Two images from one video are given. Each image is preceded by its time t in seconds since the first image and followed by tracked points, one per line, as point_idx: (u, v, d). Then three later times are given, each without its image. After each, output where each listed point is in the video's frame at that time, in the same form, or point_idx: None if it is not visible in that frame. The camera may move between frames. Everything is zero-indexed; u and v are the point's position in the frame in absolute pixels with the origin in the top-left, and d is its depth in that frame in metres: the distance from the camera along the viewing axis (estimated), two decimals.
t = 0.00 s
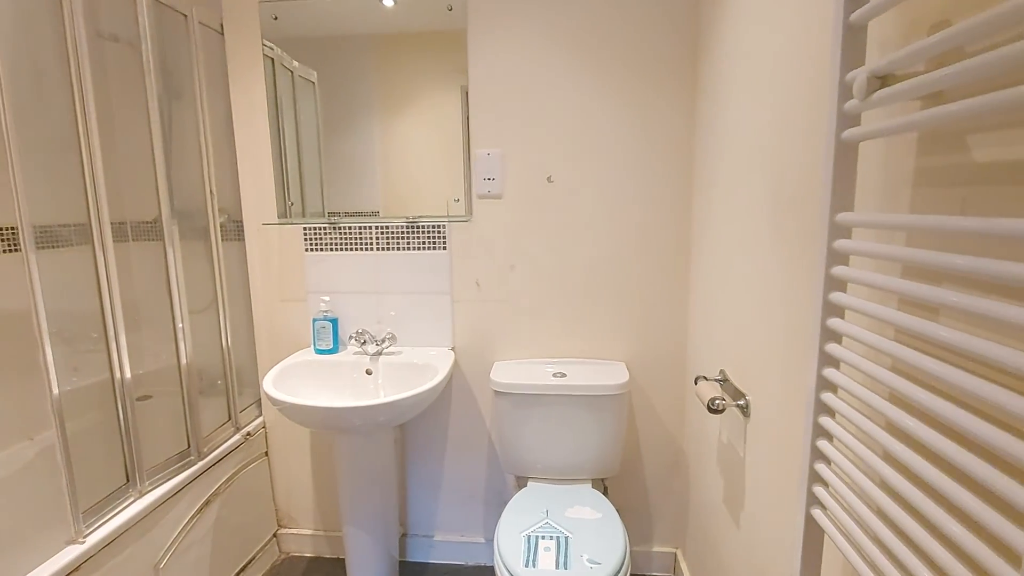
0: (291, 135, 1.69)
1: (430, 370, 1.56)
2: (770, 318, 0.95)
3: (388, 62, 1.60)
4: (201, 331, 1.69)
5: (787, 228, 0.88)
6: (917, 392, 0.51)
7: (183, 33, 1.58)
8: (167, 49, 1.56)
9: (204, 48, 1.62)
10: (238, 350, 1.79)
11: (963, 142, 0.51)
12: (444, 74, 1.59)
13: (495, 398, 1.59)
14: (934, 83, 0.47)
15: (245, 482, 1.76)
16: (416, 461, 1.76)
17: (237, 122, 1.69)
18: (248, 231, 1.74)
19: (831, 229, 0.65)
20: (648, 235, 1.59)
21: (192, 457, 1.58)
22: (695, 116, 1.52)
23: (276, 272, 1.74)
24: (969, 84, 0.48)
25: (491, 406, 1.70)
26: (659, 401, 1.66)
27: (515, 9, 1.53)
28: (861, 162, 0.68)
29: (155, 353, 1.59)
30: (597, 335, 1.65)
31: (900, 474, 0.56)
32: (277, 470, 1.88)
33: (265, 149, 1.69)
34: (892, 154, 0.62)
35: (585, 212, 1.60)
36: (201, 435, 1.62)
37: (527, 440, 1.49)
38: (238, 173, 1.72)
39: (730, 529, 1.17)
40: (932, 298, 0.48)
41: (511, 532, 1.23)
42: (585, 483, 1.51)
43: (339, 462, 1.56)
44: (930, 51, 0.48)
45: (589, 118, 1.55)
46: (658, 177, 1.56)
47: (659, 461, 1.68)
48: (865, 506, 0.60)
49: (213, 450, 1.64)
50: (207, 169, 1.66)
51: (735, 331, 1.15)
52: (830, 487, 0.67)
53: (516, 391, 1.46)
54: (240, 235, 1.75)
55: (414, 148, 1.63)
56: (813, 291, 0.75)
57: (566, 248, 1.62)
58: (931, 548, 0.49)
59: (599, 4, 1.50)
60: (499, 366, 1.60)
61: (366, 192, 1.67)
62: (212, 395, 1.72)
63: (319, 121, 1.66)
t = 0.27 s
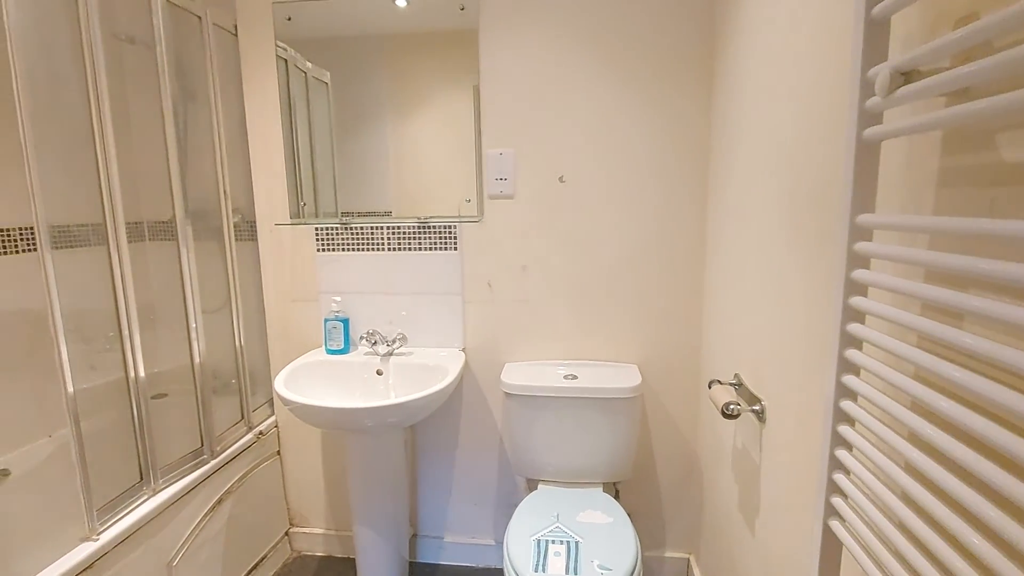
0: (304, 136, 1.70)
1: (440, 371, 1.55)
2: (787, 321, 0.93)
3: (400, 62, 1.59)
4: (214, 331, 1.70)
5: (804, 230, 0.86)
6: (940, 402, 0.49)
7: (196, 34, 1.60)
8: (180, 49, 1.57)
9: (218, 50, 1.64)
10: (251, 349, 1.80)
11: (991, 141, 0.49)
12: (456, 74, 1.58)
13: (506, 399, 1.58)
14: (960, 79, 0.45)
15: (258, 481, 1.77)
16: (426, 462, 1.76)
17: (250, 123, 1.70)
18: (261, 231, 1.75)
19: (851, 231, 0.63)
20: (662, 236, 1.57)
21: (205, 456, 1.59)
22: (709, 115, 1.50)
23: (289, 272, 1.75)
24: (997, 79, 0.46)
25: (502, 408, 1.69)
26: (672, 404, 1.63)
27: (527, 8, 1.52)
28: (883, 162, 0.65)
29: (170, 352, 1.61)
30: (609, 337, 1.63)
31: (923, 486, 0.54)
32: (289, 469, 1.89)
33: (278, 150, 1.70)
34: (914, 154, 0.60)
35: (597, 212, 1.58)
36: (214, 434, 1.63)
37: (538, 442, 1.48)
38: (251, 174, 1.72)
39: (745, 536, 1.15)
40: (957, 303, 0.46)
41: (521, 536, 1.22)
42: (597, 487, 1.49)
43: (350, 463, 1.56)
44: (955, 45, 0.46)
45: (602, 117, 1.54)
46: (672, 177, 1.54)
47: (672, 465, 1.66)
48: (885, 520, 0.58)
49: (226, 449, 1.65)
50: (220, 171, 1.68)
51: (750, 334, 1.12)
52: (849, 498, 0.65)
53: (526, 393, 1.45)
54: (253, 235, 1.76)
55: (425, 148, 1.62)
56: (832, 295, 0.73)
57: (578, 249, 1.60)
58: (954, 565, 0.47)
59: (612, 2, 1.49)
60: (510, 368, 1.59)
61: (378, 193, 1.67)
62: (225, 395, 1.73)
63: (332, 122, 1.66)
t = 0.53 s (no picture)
0: (316, 135, 1.69)
1: (450, 372, 1.54)
2: (805, 325, 0.90)
3: (411, 61, 1.58)
4: (225, 330, 1.71)
5: (824, 230, 0.83)
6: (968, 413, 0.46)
7: (208, 34, 1.60)
8: (191, 49, 1.57)
9: (229, 49, 1.64)
10: (262, 349, 1.80)
11: None
12: (466, 72, 1.57)
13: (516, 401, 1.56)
14: (990, 69, 0.43)
15: (268, 480, 1.78)
16: (436, 463, 1.75)
17: (261, 123, 1.70)
18: (272, 230, 1.75)
19: (875, 231, 0.60)
20: (676, 236, 1.54)
21: (215, 455, 1.59)
22: (725, 112, 1.46)
23: (299, 272, 1.75)
24: None
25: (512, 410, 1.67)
26: (685, 408, 1.60)
27: (538, 5, 1.50)
28: (908, 158, 0.62)
29: (181, 351, 1.62)
30: (621, 339, 1.61)
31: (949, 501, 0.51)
32: (299, 468, 1.89)
33: (289, 150, 1.70)
34: (942, 150, 0.57)
35: (609, 211, 1.55)
36: (224, 433, 1.64)
37: (547, 445, 1.45)
38: (262, 173, 1.73)
39: (761, 545, 1.11)
40: (985, 308, 0.44)
41: (530, 541, 1.20)
42: (608, 491, 1.47)
43: (359, 464, 1.55)
44: (985, 33, 0.43)
45: (614, 115, 1.51)
46: (686, 176, 1.51)
47: (686, 470, 1.63)
48: (909, 536, 0.55)
49: (236, 448, 1.66)
50: (232, 172, 1.68)
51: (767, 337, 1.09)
52: (871, 512, 0.62)
53: (536, 395, 1.43)
54: (264, 234, 1.76)
55: (436, 147, 1.61)
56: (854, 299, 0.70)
57: (589, 249, 1.58)
58: None
59: None
60: (520, 369, 1.58)
61: (388, 192, 1.66)
62: (236, 394, 1.74)
63: (343, 121, 1.66)
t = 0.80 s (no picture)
0: (329, 135, 1.69)
1: (461, 372, 1.53)
2: (828, 327, 0.87)
3: (425, 60, 1.58)
4: (239, 329, 1.72)
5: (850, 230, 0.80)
6: (999, 419, 0.44)
7: (224, 34, 1.62)
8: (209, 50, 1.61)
9: (244, 49, 1.65)
10: (275, 347, 1.81)
11: None
12: (480, 70, 1.56)
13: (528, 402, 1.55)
14: None
15: (281, 479, 1.78)
16: (448, 463, 1.74)
17: (275, 122, 1.71)
18: (286, 230, 1.76)
19: (903, 230, 0.58)
20: (692, 236, 1.51)
21: (229, 452, 1.60)
22: (743, 109, 1.43)
23: (312, 271, 1.75)
24: None
25: (524, 411, 1.66)
26: (701, 410, 1.58)
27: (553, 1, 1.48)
28: (939, 154, 0.60)
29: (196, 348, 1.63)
30: (635, 340, 1.58)
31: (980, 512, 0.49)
32: (312, 467, 1.90)
33: (302, 149, 1.70)
34: (976, 144, 0.54)
35: (624, 211, 1.53)
36: (238, 431, 1.65)
37: (560, 447, 1.44)
38: (276, 172, 1.73)
39: (779, 553, 1.09)
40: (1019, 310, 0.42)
41: (542, 544, 1.19)
42: (621, 494, 1.44)
43: (371, 463, 1.55)
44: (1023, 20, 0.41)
45: (629, 113, 1.49)
46: (704, 174, 1.48)
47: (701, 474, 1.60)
48: (937, 548, 0.53)
49: (250, 446, 1.67)
50: (246, 173, 1.70)
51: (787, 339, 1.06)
52: (898, 523, 0.60)
53: (549, 396, 1.42)
54: (278, 233, 1.76)
55: (449, 146, 1.60)
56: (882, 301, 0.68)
57: (603, 248, 1.56)
58: None
59: None
60: (533, 370, 1.56)
61: (401, 192, 1.65)
62: (250, 392, 1.75)
63: (358, 121, 1.65)
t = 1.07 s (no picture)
0: (344, 134, 1.69)
1: (474, 372, 1.52)
2: (851, 329, 0.85)
3: (439, 58, 1.57)
4: (253, 327, 1.73)
5: (874, 229, 0.78)
6: None
7: (239, 34, 1.62)
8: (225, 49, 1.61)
9: (260, 49, 1.66)
10: (289, 346, 1.82)
11: None
12: (494, 68, 1.55)
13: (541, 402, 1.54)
14: None
15: (295, 476, 1.79)
16: (460, 463, 1.73)
17: (290, 122, 1.71)
18: (300, 229, 1.77)
19: (933, 229, 0.56)
20: (708, 236, 1.49)
21: (243, 450, 1.61)
22: (762, 107, 1.41)
23: (326, 270, 1.75)
24: None
25: (537, 411, 1.65)
26: (717, 413, 1.55)
27: None
28: (972, 150, 0.58)
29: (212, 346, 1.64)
30: (649, 341, 1.56)
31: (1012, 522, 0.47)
32: (325, 465, 1.90)
33: (317, 148, 1.71)
34: (1010, 139, 0.52)
35: (639, 210, 1.51)
36: (252, 428, 1.66)
37: (573, 448, 1.43)
38: (291, 171, 1.73)
39: (798, 559, 1.06)
40: None
41: (555, 547, 1.18)
42: (635, 497, 1.43)
43: (383, 462, 1.55)
44: None
45: (645, 111, 1.47)
46: (721, 173, 1.45)
47: (717, 477, 1.58)
48: (967, 559, 0.51)
49: (264, 443, 1.68)
50: (261, 171, 1.71)
51: (806, 341, 1.04)
52: (926, 532, 0.58)
53: (562, 397, 1.40)
54: (293, 232, 1.77)
55: (462, 145, 1.59)
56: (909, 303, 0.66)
57: (618, 248, 1.54)
58: None
59: None
60: (546, 370, 1.55)
61: (415, 191, 1.65)
62: (264, 390, 1.76)
63: (372, 120, 1.65)
